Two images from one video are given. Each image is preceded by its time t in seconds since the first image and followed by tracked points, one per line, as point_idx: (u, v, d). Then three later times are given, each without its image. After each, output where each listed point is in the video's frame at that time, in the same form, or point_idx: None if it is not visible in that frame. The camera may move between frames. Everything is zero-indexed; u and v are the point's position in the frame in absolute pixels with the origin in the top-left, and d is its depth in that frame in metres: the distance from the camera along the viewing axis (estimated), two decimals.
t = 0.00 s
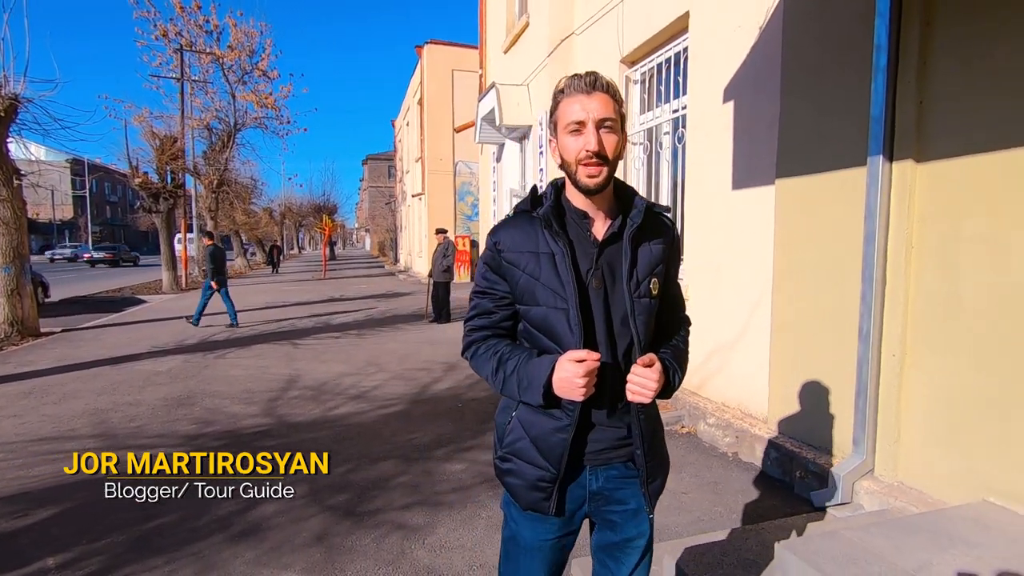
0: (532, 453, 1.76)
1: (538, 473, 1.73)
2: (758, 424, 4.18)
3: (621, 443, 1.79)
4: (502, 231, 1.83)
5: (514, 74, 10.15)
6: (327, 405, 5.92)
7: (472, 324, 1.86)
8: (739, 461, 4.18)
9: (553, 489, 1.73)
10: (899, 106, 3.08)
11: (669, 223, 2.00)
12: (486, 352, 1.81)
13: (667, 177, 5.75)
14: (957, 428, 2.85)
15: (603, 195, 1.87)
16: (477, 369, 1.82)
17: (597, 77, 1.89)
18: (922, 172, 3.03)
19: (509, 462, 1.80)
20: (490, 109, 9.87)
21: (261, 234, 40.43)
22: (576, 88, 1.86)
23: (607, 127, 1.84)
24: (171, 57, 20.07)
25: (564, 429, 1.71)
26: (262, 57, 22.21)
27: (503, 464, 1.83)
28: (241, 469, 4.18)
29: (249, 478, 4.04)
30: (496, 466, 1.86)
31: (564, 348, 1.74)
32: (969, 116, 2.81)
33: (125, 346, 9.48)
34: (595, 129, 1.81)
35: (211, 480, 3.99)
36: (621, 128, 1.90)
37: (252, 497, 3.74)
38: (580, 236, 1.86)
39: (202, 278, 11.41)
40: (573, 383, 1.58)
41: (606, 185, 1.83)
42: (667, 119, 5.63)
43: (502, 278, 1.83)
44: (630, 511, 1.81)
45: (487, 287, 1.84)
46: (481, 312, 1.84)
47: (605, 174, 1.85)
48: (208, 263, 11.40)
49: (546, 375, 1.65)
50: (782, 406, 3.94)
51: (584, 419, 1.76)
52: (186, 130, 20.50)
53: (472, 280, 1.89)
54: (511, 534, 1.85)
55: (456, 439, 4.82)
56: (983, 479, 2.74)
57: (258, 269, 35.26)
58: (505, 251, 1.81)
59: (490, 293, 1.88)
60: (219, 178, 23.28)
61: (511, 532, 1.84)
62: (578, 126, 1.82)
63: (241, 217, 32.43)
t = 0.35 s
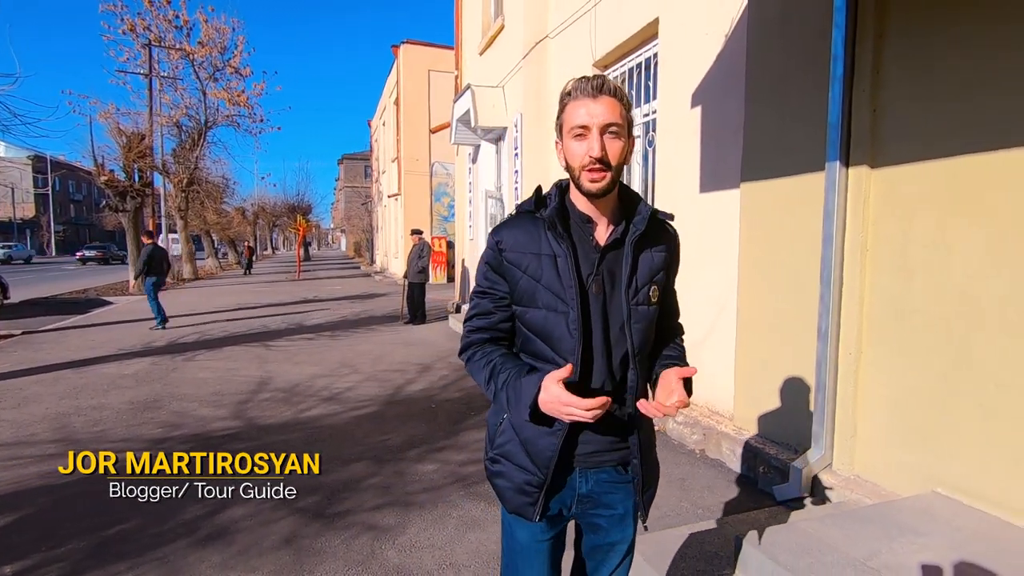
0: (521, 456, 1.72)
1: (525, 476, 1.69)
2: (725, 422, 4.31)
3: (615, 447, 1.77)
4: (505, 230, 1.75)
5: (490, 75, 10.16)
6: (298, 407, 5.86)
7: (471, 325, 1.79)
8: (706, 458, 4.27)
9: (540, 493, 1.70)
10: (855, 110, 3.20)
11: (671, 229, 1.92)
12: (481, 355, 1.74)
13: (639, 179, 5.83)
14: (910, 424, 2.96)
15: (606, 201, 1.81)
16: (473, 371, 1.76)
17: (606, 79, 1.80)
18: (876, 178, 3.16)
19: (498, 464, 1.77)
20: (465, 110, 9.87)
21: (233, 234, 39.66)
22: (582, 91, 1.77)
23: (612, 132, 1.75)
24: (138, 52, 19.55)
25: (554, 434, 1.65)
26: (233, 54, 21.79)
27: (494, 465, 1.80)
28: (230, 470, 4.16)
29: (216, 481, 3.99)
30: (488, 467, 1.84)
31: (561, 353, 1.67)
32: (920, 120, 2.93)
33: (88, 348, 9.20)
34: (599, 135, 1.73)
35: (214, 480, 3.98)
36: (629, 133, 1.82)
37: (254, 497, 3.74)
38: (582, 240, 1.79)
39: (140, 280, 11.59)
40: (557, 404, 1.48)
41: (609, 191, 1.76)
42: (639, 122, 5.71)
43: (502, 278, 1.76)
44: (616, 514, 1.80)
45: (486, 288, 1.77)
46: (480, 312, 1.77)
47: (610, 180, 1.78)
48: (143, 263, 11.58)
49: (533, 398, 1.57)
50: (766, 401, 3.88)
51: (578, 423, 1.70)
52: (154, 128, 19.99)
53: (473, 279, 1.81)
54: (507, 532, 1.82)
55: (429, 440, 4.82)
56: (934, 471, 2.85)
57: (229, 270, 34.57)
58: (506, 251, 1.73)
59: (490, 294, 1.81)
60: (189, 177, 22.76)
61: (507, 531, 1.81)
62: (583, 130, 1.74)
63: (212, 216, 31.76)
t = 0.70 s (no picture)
0: (486, 465, 1.72)
1: (491, 486, 1.69)
2: (690, 416, 4.44)
3: (580, 452, 1.77)
4: (464, 234, 1.76)
5: (467, 74, 10.19)
6: (272, 406, 5.84)
7: (431, 329, 1.80)
8: (673, 451, 4.39)
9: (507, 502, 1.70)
10: (811, 114, 3.34)
11: (633, 229, 1.94)
12: (441, 361, 1.74)
13: (612, 179, 5.93)
14: (861, 416, 3.12)
15: (566, 203, 1.83)
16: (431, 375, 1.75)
17: (565, 81, 1.83)
18: (830, 181, 3.31)
19: (465, 474, 1.77)
20: (443, 108, 9.88)
21: (207, 232, 38.92)
22: (542, 92, 1.79)
23: (572, 136, 1.79)
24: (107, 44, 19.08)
25: (517, 442, 1.68)
26: (207, 48, 21.41)
27: (459, 475, 1.79)
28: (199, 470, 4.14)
29: (186, 480, 3.97)
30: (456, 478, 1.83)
31: (520, 359, 1.67)
32: (870, 126, 3.07)
33: (54, 348, 8.99)
34: (559, 138, 1.76)
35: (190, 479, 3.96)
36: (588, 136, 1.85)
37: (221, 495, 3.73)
38: (544, 243, 1.80)
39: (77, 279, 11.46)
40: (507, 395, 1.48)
41: (568, 196, 1.78)
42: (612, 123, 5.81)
43: (463, 283, 1.77)
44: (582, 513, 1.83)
45: (447, 292, 1.79)
46: (441, 317, 1.78)
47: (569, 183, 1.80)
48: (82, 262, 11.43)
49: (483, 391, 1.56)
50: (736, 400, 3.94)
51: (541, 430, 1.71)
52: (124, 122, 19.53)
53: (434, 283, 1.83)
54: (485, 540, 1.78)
55: (403, 437, 4.86)
56: (880, 462, 3.02)
57: (203, 268, 33.89)
58: (466, 255, 1.75)
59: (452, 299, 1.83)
60: (161, 173, 22.28)
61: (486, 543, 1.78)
62: (541, 133, 1.77)
63: (185, 213, 31.12)
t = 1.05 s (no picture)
0: (470, 475, 1.64)
1: (479, 496, 1.61)
2: (674, 410, 4.53)
3: (564, 449, 1.74)
4: (423, 233, 1.67)
5: (461, 72, 10.25)
6: (264, 400, 5.90)
7: (392, 337, 1.69)
8: (658, 444, 4.50)
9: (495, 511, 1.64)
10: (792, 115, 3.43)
11: (593, 213, 1.95)
12: (408, 368, 1.64)
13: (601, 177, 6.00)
14: (837, 408, 3.22)
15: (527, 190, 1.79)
16: (399, 387, 1.64)
17: (516, 60, 1.76)
18: (810, 180, 3.40)
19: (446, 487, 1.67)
20: (437, 106, 9.94)
21: (201, 228, 38.81)
22: (493, 75, 1.73)
23: (529, 120, 1.73)
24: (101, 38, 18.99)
25: (504, 445, 1.62)
26: (202, 43, 21.34)
27: (439, 490, 1.69)
28: (189, 462, 4.19)
29: (178, 471, 4.04)
30: (433, 493, 1.72)
31: (500, 357, 1.64)
32: (848, 127, 3.15)
33: (48, 343, 9.00)
34: (516, 122, 1.70)
35: (182, 471, 4.02)
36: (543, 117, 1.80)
37: (213, 486, 3.79)
38: (510, 234, 1.76)
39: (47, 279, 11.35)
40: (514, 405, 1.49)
41: (529, 183, 1.73)
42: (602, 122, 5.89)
43: (425, 285, 1.68)
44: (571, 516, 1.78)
45: (406, 296, 1.68)
46: (402, 323, 1.68)
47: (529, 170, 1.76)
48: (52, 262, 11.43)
49: (480, 394, 1.53)
50: (720, 403, 4.01)
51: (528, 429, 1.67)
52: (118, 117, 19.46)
53: (388, 288, 1.70)
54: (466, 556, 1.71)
55: (394, 430, 4.94)
56: (856, 452, 3.10)
57: (197, 264, 33.80)
58: (427, 256, 1.65)
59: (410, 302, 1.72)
60: (155, 169, 22.20)
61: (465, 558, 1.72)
62: (496, 119, 1.71)
63: (180, 209, 31.02)
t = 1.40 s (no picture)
0: (463, 483, 1.62)
1: (476, 502, 1.60)
2: (668, 408, 4.60)
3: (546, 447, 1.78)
4: (402, 238, 1.62)
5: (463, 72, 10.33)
6: (266, 396, 6.00)
7: (372, 350, 1.63)
8: (652, 442, 4.57)
9: (491, 515, 1.64)
10: (781, 119, 3.49)
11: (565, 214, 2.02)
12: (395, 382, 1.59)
13: (598, 178, 6.08)
14: (824, 407, 3.28)
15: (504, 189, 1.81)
16: (385, 403, 1.60)
17: (491, 54, 1.81)
18: (799, 182, 3.46)
19: (437, 496, 1.64)
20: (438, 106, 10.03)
21: (206, 226, 39.06)
22: (469, 69, 1.76)
23: (506, 114, 1.77)
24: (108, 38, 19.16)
25: (501, 452, 1.61)
26: (207, 42, 21.50)
27: (430, 499, 1.65)
28: (192, 456, 4.30)
29: (181, 463, 4.14)
30: (422, 501, 1.68)
31: (490, 366, 1.64)
32: (836, 130, 3.22)
33: (56, 339, 9.16)
34: (493, 117, 1.74)
35: (184, 464, 4.12)
36: (520, 113, 1.84)
37: (214, 479, 3.89)
38: (491, 236, 1.81)
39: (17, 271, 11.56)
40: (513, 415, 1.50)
41: (508, 179, 1.77)
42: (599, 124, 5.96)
43: (405, 295, 1.64)
44: (568, 497, 1.80)
45: (385, 307, 1.63)
46: (384, 336, 1.63)
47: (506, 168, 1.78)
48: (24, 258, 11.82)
49: (477, 409, 1.52)
50: (713, 404, 4.07)
51: (525, 428, 1.72)
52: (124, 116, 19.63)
53: (362, 299, 1.63)
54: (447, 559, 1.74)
55: (392, 426, 5.03)
56: (842, 450, 3.17)
57: (202, 262, 34.05)
58: (407, 264, 1.62)
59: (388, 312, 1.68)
60: (161, 167, 22.39)
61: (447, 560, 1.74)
62: (472, 115, 1.74)
63: (185, 207, 31.24)
